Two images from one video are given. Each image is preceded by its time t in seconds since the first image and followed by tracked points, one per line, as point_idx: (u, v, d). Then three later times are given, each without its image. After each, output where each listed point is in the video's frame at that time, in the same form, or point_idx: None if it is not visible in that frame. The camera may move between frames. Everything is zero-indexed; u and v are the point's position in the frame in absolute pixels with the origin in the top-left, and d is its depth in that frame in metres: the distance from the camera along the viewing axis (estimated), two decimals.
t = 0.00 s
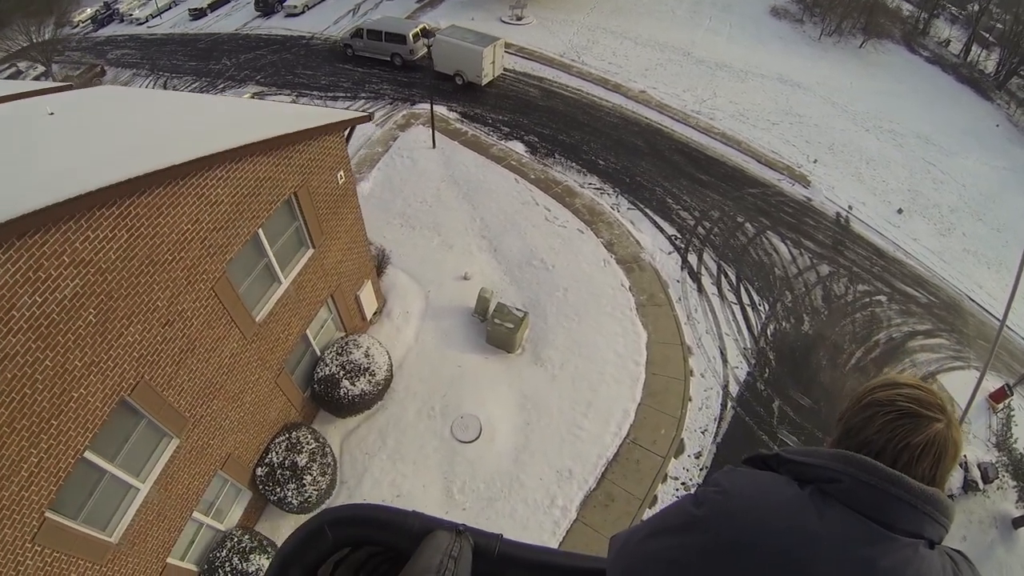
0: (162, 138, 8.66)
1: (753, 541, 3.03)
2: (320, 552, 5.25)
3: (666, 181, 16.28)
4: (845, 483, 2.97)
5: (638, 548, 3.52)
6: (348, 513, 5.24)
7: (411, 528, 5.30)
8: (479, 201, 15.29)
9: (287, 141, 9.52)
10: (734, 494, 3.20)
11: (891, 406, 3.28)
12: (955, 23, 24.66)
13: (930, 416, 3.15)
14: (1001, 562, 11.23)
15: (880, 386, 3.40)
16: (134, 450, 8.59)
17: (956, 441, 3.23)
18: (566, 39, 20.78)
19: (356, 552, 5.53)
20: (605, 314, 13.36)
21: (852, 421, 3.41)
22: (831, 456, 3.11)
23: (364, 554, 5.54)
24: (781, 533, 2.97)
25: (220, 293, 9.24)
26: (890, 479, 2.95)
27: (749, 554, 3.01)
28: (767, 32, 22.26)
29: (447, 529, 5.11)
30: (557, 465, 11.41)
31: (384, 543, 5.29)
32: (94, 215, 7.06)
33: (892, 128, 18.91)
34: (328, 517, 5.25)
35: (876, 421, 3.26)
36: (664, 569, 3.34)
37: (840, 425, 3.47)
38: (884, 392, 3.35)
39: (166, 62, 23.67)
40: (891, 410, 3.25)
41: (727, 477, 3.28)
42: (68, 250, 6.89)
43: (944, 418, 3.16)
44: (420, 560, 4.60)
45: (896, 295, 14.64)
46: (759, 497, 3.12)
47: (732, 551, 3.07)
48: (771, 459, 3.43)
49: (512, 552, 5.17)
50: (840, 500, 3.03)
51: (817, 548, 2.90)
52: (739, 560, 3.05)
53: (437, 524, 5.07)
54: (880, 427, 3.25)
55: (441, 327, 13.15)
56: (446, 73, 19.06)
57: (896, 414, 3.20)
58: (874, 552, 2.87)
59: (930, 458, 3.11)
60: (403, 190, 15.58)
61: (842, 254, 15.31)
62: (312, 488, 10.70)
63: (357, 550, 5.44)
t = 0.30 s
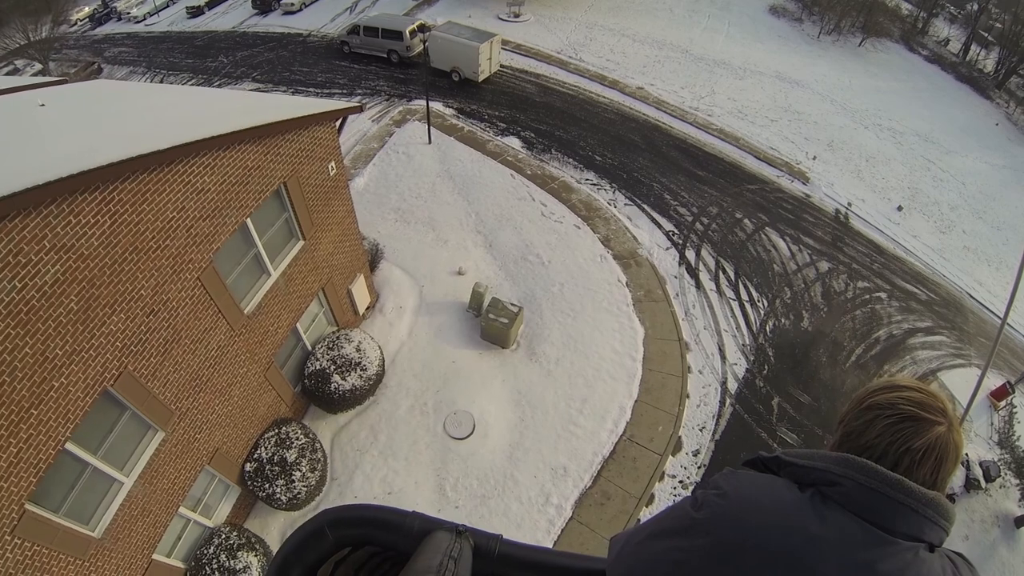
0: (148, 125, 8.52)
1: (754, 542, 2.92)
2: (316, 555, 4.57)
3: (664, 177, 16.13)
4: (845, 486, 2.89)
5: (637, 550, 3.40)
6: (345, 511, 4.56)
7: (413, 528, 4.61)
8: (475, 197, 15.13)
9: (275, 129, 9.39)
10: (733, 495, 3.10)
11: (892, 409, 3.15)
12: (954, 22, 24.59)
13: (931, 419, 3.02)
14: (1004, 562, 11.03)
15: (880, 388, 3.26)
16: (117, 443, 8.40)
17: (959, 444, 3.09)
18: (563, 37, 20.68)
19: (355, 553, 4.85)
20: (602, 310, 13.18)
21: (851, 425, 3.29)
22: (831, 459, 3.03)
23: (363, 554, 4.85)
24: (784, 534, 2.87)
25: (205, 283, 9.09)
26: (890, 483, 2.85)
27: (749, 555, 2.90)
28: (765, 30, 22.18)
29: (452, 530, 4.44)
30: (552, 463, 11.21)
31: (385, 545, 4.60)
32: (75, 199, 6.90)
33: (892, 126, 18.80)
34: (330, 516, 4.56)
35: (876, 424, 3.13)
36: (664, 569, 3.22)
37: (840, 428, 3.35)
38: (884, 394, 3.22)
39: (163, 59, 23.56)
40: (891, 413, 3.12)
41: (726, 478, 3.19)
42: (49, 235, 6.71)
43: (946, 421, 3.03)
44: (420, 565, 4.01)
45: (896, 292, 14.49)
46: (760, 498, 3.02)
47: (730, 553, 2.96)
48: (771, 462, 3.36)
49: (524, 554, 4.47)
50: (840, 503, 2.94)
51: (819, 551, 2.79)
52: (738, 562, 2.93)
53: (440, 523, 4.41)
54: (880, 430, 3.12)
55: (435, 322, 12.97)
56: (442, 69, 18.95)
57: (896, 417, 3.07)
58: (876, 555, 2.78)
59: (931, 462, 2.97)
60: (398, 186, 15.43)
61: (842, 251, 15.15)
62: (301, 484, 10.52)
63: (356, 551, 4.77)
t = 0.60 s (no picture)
0: (137, 112, 8.39)
1: (751, 543, 2.83)
2: (315, 555, 4.57)
3: (664, 173, 15.98)
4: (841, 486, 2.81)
5: (633, 552, 3.29)
6: (342, 512, 4.51)
7: (411, 530, 4.51)
8: (473, 192, 14.99)
9: (267, 117, 9.28)
10: (731, 496, 3.01)
11: (890, 409, 3.06)
12: (955, 23, 24.47)
13: (930, 419, 2.94)
14: (1009, 563, 10.84)
15: (878, 388, 3.18)
16: (103, 434, 8.24)
17: (957, 446, 3.00)
18: (563, 34, 20.57)
19: (353, 556, 4.75)
20: (600, 306, 13.00)
21: (848, 426, 3.19)
22: (827, 460, 2.94)
23: (362, 557, 4.74)
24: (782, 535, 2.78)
25: (194, 272, 8.95)
26: (887, 484, 2.78)
27: (746, 556, 2.82)
28: (766, 29, 22.08)
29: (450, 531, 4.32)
30: (549, 460, 11.02)
31: (383, 546, 4.50)
32: (61, 182, 6.75)
33: (893, 125, 18.66)
34: (325, 518, 4.53)
35: (875, 424, 3.04)
36: (663, 571, 3.11)
37: (837, 429, 3.25)
38: (882, 394, 3.14)
39: (162, 57, 23.48)
40: (890, 412, 3.03)
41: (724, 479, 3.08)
42: (33, 219, 6.56)
43: (945, 421, 2.95)
44: (416, 566, 3.89)
45: (899, 291, 14.33)
46: (757, 499, 2.93)
47: (729, 554, 2.87)
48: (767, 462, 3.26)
49: (524, 557, 4.31)
50: (835, 503, 2.85)
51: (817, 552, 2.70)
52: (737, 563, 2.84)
53: (438, 524, 4.29)
54: (879, 431, 3.03)
55: (431, 317, 12.80)
56: (441, 66, 18.85)
57: (894, 417, 2.99)
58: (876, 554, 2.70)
59: (929, 463, 2.89)
60: (396, 181, 15.29)
61: (844, 248, 14.98)
62: (292, 479, 10.36)
63: (355, 554, 4.68)
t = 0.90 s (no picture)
0: (129, 97, 8.27)
1: (750, 541, 2.71)
2: (314, 556, 4.78)
3: (666, 167, 15.82)
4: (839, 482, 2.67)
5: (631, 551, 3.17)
6: (341, 514, 4.71)
7: (408, 530, 4.71)
8: (473, 185, 14.83)
9: (260, 104, 9.15)
10: (730, 492, 2.89)
11: (876, 404, 2.81)
12: (959, 20, 24.24)
13: (912, 416, 2.66)
14: (1016, 562, 10.66)
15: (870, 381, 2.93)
16: (91, 424, 8.08)
17: (957, 443, 2.69)
18: (565, 29, 20.45)
19: (352, 556, 4.96)
20: (600, 300, 12.81)
21: (837, 422, 2.99)
22: (824, 455, 2.80)
23: (360, 558, 4.95)
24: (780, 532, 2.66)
25: (186, 261, 8.82)
26: (881, 480, 2.63)
27: (744, 553, 2.71)
28: (768, 25, 21.93)
29: (447, 531, 4.51)
30: (548, 456, 10.82)
31: (382, 546, 4.72)
32: (47, 165, 6.61)
33: (897, 121, 18.48)
34: (324, 519, 4.73)
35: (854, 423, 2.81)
36: (662, 569, 2.98)
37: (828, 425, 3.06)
38: (869, 389, 2.89)
39: (163, 53, 23.44)
40: (872, 410, 2.78)
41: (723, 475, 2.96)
42: (20, 203, 6.41)
43: (934, 417, 2.65)
44: (416, 567, 4.03)
45: (903, 286, 14.14)
46: (757, 494, 2.81)
47: (727, 551, 2.75)
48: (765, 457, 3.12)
49: (520, 554, 4.57)
50: (835, 500, 2.71)
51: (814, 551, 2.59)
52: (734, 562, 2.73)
53: (436, 525, 4.48)
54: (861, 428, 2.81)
55: (429, 310, 12.63)
56: (441, 61, 18.73)
57: (873, 416, 2.75)
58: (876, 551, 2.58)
59: (910, 459, 2.64)
60: (395, 175, 15.15)
61: (848, 243, 14.78)
62: (285, 473, 10.22)
63: (354, 554, 4.89)
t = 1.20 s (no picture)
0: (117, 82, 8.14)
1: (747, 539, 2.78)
2: (316, 555, 5.14)
3: (665, 160, 15.65)
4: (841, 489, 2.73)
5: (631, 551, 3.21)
6: (343, 515, 5.11)
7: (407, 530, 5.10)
8: (470, 178, 14.67)
9: (250, 90, 8.99)
10: (731, 493, 2.94)
11: (883, 412, 2.78)
12: (960, 15, 23.95)
13: (915, 431, 2.64)
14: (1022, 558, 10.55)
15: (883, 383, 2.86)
16: (78, 415, 7.91)
17: (970, 457, 2.63)
18: (563, 24, 20.31)
19: (352, 556, 5.37)
20: (599, 293, 12.62)
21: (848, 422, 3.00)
22: (828, 463, 2.86)
23: (361, 557, 5.38)
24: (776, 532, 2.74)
25: (175, 249, 8.66)
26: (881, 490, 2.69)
27: (744, 554, 2.77)
28: (769, 20, 21.77)
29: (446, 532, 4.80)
30: (545, 450, 10.63)
31: (382, 546, 5.09)
32: (31, 148, 6.45)
33: (899, 115, 18.30)
34: (325, 519, 5.12)
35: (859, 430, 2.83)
36: (661, 570, 3.03)
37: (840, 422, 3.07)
38: (880, 393, 2.84)
39: (161, 50, 23.34)
40: (878, 420, 2.77)
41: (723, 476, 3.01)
42: (3, 186, 6.26)
43: (942, 433, 2.60)
44: (417, 564, 4.26)
45: (906, 279, 13.95)
46: (757, 495, 2.87)
47: (726, 551, 2.81)
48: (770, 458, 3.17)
49: (516, 554, 4.84)
50: (837, 507, 2.77)
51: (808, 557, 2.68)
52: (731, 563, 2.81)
53: (436, 525, 4.78)
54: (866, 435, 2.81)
55: (424, 303, 12.45)
56: (439, 55, 18.60)
57: (876, 427, 2.74)
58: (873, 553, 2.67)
59: (912, 473, 2.67)
60: (392, 168, 15.00)
61: (849, 236, 14.60)
62: (277, 467, 10.02)
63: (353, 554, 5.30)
